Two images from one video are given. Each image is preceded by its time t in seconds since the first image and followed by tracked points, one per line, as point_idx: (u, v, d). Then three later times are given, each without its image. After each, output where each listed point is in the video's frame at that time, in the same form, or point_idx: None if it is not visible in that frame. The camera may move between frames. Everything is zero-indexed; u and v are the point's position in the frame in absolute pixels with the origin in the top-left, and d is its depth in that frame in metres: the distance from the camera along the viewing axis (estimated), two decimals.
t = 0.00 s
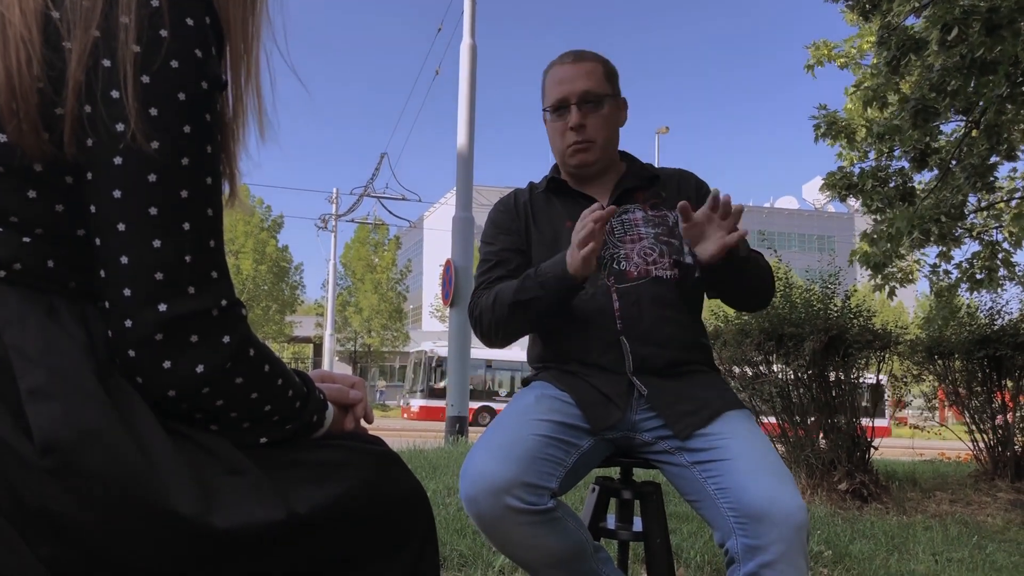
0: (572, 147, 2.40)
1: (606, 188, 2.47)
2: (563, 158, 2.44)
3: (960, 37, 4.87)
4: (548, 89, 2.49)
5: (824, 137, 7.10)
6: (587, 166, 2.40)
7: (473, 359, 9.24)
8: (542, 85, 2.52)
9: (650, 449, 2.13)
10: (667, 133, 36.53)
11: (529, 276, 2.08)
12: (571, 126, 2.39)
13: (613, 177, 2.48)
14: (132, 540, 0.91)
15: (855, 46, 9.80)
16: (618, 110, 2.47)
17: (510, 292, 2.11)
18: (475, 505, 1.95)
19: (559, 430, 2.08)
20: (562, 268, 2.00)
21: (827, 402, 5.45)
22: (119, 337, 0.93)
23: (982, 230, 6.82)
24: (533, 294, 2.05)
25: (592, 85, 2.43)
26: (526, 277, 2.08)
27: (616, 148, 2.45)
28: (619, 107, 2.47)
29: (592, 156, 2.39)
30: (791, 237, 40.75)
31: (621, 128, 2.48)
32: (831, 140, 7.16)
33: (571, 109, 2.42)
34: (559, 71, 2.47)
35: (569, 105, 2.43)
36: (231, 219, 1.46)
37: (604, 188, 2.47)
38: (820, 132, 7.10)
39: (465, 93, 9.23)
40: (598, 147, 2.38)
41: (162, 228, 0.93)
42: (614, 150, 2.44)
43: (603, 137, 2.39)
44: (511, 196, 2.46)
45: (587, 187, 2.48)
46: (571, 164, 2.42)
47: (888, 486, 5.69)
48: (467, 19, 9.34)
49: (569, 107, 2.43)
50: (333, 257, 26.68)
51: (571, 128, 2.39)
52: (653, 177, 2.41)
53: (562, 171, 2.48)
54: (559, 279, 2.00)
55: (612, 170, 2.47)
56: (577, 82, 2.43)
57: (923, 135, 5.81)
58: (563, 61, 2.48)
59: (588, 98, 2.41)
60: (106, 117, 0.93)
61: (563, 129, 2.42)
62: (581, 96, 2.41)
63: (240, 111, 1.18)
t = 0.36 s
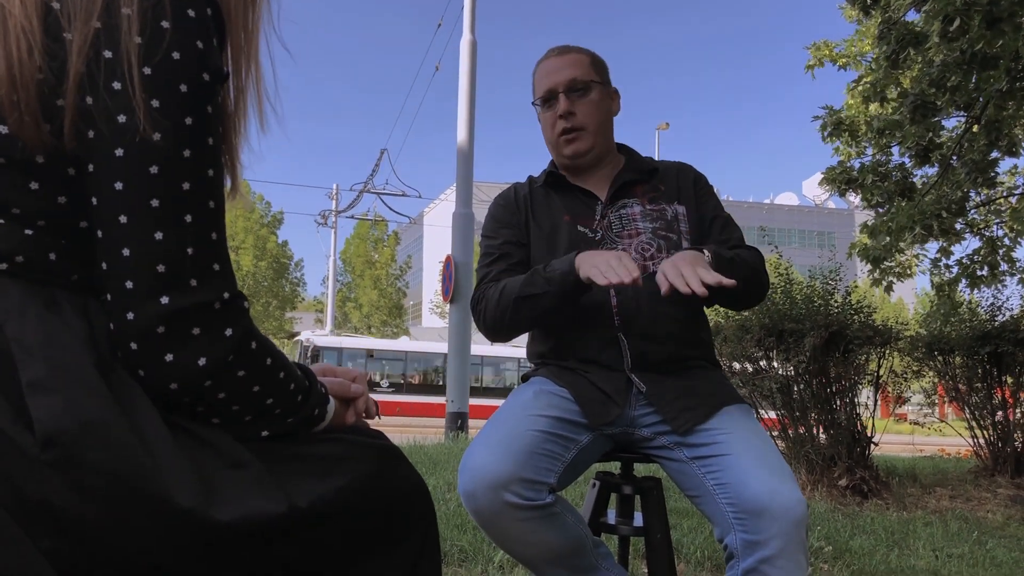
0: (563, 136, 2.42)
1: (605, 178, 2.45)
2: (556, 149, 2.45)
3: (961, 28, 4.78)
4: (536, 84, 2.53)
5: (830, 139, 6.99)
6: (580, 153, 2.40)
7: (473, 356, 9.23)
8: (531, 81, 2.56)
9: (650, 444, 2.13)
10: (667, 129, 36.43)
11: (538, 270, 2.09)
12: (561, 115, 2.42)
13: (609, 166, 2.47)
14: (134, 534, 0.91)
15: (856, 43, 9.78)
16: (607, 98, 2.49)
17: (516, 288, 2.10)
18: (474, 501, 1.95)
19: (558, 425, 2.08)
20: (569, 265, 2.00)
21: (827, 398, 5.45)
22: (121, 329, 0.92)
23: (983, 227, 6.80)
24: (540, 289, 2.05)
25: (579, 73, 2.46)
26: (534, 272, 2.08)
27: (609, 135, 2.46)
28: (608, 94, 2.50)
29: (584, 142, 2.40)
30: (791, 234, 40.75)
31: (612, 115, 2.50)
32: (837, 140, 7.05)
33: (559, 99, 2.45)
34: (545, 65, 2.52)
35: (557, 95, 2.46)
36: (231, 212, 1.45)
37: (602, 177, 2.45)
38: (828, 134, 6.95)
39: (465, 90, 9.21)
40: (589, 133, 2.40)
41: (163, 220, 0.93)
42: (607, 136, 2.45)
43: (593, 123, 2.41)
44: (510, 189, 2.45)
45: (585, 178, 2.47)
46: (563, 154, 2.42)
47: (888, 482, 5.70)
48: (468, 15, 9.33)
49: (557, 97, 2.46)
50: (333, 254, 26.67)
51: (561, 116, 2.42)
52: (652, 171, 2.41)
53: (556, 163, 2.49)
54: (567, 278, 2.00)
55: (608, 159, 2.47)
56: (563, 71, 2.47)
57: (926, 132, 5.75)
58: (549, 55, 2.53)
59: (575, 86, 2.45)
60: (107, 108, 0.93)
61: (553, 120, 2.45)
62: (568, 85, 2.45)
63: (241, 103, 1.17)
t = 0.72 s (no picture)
0: (561, 128, 2.40)
1: (604, 172, 2.45)
2: (554, 142, 2.44)
3: (962, 22, 4.84)
4: (533, 78, 2.53)
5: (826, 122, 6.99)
6: (579, 146, 2.39)
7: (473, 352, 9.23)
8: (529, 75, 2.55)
9: (650, 439, 2.12)
10: (666, 125, 36.36)
11: (535, 267, 2.08)
12: (559, 108, 2.41)
13: (608, 159, 2.46)
14: (135, 528, 0.90)
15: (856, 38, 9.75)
16: (606, 91, 2.48)
17: (515, 284, 2.10)
18: (474, 496, 1.94)
19: (558, 421, 2.08)
20: (567, 262, 2.00)
21: (827, 394, 5.46)
22: (121, 322, 0.92)
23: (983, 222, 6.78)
24: (538, 286, 2.05)
25: (576, 67, 2.45)
26: (531, 270, 2.08)
27: (608, 128, 2.45)
28: (607, 87, 2.49)
29: (582, 135, 2.38)
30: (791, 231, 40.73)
31: (611, 108, 2.49)
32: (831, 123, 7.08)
33: (557, 92, 2.44)
34: (543, 58, 2.51)
35: (554, 88, 2.45)
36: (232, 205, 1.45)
37: (602, 171, 2.45)
38: (823, 117, 6.98)
39: (465, 85, 9.19)
40: (587, 126, 2.38)
41: (164, 213, 0.92)
42: (606, 129, 2.43)
43: (591, 116, 2.40)
44: (509, 184, 2.44)
45: (584, 172, 2.46)
46: (562, 147, 2.41)
47: (888, 478, 5.70)
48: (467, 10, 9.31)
49: (555, 90, 2.45)
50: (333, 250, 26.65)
51: (559, 109, 2.41)
52: (652, 164, 2.40)
53: (555, 157, 2.48)
54: (564, 275, 2.00)
55: (606, 153, 2.46)
56: (561, 64, 2.46)
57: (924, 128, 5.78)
58: (546, 49, 2.52)
59: (573, 79, 2.44)
60: (107, 100, 0.92)
61: (551, 113, 2.44)
62: (565, 78, 2.44)
63: (242, 96, 1.16)
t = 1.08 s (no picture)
0: (564, 124, 2.40)
1: (605, 169, 2.44)
2: (556, 138, 2.43)
3: (961, 19, 4.83)
4: (536, 74, 2.52)
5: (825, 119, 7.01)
6: (580, 143, 2.38)
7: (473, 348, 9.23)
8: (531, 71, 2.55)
9: (650, 435, 2.12)
10: (666, 121, 36.25)
11: (537, 268, 2.08)
12: (561, 104, 2.40)
13: (609, 156, 2.46)
14: (135, 524, 0.90)
15: (856, 33, 9.73)
16: (608, 88, 2.48)
17: (516, 282, 2.10)
18: (474, 493, 1.95)
19: (557, 417, 2.08)
20: (568, 262, 2.00)
21: (828, 390, 5.46)
22: (120, 318, 0.92)
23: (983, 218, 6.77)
24: (538, 286, 2.05)
25: (579, 63, 2.45)
26: (532, 270, 2.08)
27: (610, 124, 2.44)
28: (609, 84, 2.48)
29: (584, 132, 2.38)
30: (792, 227, 40.71)
31: (612, 105, 2.48)
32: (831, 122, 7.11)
33: (559, 88, 2.44)
34: (546, 54, 2.50)
35: (557, 85, 2.45)
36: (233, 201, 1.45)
37: (602, 168, 2.44)
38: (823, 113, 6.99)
39: (465, 80, 9.18)
40: (589, 122, 2.38)
41: (163, 209, 0.92)
42: (607, 126, 2.43)
43: (594, 112, 2.39)
44: (510, 180, 2.44)
45: (585, 168, 2.45)
46: (563, 143, 2.40)
47: (888, 474, 5.71)
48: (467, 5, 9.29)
49: (557, 86, 2.45)
50: (333, 246, 26.64)
51: (562, 105, 2.40)
52: (653, 161, 2.40)
53: (556, 154, 2.47)
54: (564, 277, 2.01)
55: (608, 150, 2.45)
56: (564, 60, 2.45)
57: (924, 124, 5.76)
58: (549, 44, 2.52)
59: (576, 75, 2.43)
60: (107, 96, 0.92)
61: (554, 109, 2.43)
62: (568, 74, 2.43)
63: (241, 93, 1.16)
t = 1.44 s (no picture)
0: (570, 108, 2.39)
1: (605, 163, 2.44)
2: (560, 122, 2.42)
3: (962, 14, 4.81)
4: (545, 60, 2.52)
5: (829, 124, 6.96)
6: (584, 127, 2.37)
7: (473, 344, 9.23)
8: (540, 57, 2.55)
9: (649, 431, 2.13)
10: (666, 117, 36.17)
11: (534, 253, 2.07)
12: (569, 86, 2.40)
13: (610, 151, 2.45)
14: (132, 520, 0.91)
15: (856, 31, 9.70)
16: (615, 82, 2.48)
17: (512, 267, 2.09)
18: (472, 488, 1.95)
19: (556, 413, 2.08)
20: (564, 248, 1.99)
21: (827, 385, 5.46)
22: (117, 315, 0.92)
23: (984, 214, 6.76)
24: (534, 271, 2.04)
25: (590, 51, 2.46)
26: (529, 254, 2.07)
27: (614, 117, 2.44)
28: (616, 79, 2.49)
29: (590, 116, 2.37)
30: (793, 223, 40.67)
31: (618, 101, 2.48)
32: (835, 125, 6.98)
33: (568, 72, 2.43)
34: (556, 41, 2.51)
35: (566, 69, 2.45)
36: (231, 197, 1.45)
37: (601, 155, 2.44)
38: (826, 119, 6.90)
39: (465, 77, 9.17)
40: (595, 108, 2.37)
41: (159, 205, 0.92)
42: (612, 117, 2.42)
43: (599, 99, 2.39)
44: (511, 173, 2.44)
45: (584, 154, 2.45)
46: (567, 127, 2.39)
47: (887, 470, 5.71)
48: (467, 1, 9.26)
49: (566, 70, 2.44)
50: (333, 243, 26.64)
51: (569, 87, 2.40)
52: (653, 156, 2.39)
53: (559, 140, 2.46)
54: (560, 259, 1.99)
55: (609, 142, 2.44)
56: (574, 47, 2.46)
57: (923, 120, 5.71)
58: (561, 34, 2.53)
59: (585, 61, 2.43)
60: (102, 93, 0.92)
61: (561, 91, 2.42)
62: (577, 59, 2.44)
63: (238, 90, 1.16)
